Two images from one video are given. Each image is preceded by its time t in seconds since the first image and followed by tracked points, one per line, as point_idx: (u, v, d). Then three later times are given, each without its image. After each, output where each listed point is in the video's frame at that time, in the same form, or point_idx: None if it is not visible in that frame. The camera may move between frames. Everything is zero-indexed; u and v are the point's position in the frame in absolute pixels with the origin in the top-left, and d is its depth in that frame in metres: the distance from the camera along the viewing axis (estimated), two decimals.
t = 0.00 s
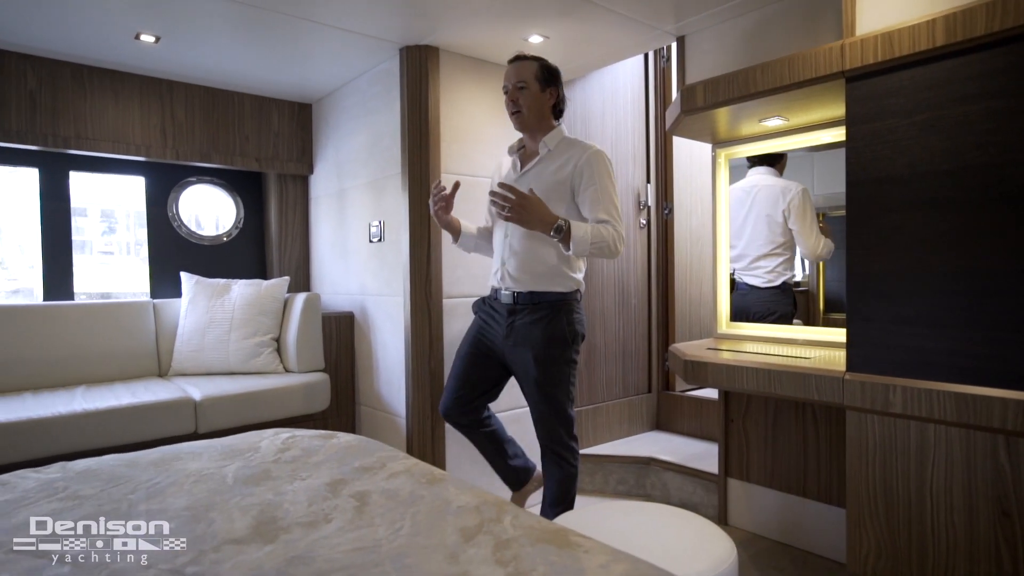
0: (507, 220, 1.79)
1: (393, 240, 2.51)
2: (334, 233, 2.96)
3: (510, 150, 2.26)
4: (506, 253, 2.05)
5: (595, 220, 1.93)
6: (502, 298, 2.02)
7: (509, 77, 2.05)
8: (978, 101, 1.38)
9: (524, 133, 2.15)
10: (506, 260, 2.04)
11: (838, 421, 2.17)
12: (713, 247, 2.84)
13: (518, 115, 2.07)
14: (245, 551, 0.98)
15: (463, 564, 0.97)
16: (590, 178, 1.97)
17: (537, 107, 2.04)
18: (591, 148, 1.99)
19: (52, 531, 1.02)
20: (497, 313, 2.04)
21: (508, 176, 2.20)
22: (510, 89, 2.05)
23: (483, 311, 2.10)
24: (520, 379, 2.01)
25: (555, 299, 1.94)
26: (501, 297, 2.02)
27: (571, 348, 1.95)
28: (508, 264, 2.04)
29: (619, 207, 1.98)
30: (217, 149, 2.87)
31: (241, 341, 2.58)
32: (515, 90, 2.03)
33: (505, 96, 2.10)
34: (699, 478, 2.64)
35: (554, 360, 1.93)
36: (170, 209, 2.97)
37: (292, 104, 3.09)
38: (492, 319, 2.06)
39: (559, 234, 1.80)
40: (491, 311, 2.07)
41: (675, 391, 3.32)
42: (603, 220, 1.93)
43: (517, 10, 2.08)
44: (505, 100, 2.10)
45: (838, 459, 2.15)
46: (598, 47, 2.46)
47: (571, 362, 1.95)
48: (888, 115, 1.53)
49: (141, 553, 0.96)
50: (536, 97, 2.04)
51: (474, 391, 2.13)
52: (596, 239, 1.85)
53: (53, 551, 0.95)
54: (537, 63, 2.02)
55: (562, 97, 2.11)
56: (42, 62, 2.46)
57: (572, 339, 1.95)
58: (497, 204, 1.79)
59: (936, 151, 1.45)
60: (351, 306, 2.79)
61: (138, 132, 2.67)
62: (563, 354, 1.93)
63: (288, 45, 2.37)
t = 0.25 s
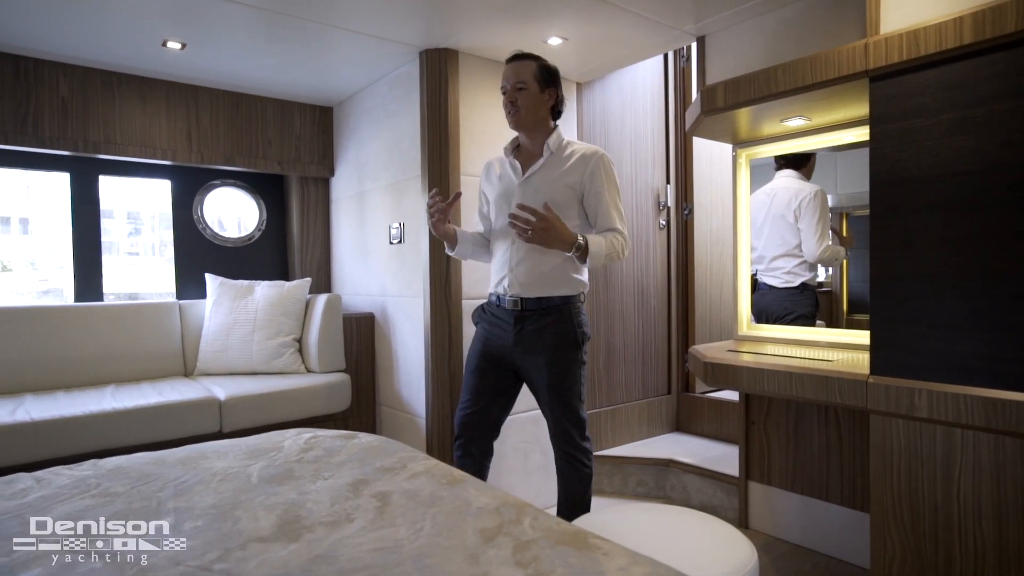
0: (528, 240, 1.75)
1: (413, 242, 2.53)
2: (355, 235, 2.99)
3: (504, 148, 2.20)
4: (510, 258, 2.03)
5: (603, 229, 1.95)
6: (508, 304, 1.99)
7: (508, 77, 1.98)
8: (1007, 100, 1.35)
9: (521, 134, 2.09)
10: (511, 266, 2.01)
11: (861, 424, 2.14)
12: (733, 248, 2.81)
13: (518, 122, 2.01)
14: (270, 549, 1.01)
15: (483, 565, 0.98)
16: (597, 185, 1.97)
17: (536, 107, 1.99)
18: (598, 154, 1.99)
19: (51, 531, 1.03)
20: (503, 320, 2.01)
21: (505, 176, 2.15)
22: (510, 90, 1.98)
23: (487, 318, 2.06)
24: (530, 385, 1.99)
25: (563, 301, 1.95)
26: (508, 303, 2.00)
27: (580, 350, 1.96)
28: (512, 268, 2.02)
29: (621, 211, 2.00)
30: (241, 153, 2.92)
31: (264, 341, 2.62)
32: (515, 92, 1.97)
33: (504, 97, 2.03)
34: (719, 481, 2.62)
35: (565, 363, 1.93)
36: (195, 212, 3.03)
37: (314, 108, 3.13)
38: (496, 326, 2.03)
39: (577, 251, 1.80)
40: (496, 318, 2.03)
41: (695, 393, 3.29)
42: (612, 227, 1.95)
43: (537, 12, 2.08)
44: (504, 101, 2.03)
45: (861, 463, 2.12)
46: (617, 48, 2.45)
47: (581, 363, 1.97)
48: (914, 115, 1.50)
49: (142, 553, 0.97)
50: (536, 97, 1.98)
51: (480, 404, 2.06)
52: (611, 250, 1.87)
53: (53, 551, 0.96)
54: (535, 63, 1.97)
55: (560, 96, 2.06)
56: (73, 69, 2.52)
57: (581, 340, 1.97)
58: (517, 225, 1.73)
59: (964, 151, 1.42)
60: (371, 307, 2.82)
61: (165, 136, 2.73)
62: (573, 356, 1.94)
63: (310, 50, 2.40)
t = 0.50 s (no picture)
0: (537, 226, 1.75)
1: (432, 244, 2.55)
2: (374, 236, 3.02)
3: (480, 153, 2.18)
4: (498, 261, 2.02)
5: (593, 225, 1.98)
6: (497, 308, 1.97)
7: (484, 82, 1.97)
8: None
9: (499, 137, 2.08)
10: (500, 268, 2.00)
11: (885, 427, 2.10)
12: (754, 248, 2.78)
13: (497, 125, 1.99)
14: (294, 547, 1.02)
15: (504, 565, 0.98)
16: (584, 183, 2.01)
17: (513, 110, 1.99)
18: (581, 155, 2.03)
19: (51, 531, 1.03)
20: (493, 326, 1.99)
21: (485, 180, 2.14)
22: (487, 95, 1.97)
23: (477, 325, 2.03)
24: (525, 387, 1.98)
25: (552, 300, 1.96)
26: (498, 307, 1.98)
27: (572, 348, 1.97)
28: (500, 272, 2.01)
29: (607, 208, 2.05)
30: (263, 155, 2.97)
31: (286, 341, 2.66)
32: (494, 96, 1.96)
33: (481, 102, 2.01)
34: (739, 483, 2.60)
35: (559, 362, 1.93)
36: (218, 213, 3.08)
37: (334, 110, 3.16)
38: (486, 332, 2.00)
39: (580, 240, 1.82)
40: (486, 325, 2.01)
41: (715, 394, 3.26)
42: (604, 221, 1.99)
43: (556, 13, 2.08)
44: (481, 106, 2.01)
45: (885, 467, 2.09)
46: (637, 48, 2.44)
47: (575, 362, 1.97)
48: (941, 113, 1.47)
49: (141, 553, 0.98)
50: (513, 100, 1.98)
51: (475, 413, 2.02)
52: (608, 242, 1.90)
53: (53, 551, 0.96)
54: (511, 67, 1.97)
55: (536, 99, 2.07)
56: (101, 74, 2.58)
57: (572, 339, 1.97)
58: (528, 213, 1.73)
59: (992, 150, 1.39)
60: (391, 307, 2.84)
61: (189, 139, 2.78)
62: (566, 355, 1.94)
63: (330, 53, 2.43)
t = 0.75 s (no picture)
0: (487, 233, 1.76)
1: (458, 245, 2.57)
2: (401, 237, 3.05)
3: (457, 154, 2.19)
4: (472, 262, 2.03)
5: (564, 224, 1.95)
6: (476, 307, 1.97)
7: (452, 87, 1.99)
8: None
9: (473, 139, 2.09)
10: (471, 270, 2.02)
11: (921, 431, 2.04)
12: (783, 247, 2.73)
13: (468, 127, 2.01)
14: (325, 544, 1.04)
15: (532, 566, 0.98)
16: (554, 180, 1.97)
17: (483, 112, 1.99)
18: (551, 150, 1.98)
19: (51, 531, 1.03)
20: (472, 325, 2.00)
21: (463, 182, 2.15)
22: (457, 98, 1.98)
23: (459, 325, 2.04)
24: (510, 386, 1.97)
25: (526, 301, 1.93)
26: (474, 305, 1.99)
27: (554, 345, 1.93)
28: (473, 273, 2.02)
29: (578, 203, 1.99)
30: (291, 158, 3.02)
31: (315, 341, 2.69)
32: (463, 100, 1.97)
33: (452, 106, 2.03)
34: (768, 486, 2.55)
35: (542, 360, 1.90)
36: (248, 215, 3.14)
37: (360, 112, 3.20)
38: (466, 331, 2.02)
39: (536, 243, 1.81)
40: (466, 324, 2.02)
41: (744, 396, 3.21)
42: (574, 219, 1.95)
43: (581, 13, 2.07)
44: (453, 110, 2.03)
45: (921, 471, 2.03)
46: (663, 46, 2.42)
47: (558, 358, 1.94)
48: (980, 108, 1.43)
49: (141, 553, 0.97)
50: (483, 101, 1.98)
51: (472, 413, 2.04)
52: (570, 243, 1.88)
53: (54, 552, 0.97)
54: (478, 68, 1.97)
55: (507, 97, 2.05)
56: (137, 81, 2.66)
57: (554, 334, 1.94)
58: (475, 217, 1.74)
59: None
60: (417, 307, 2.87)
61: (220, 143, 2.84)
62: (547, 352, 1.91)
63: (357, 56, 2.46)
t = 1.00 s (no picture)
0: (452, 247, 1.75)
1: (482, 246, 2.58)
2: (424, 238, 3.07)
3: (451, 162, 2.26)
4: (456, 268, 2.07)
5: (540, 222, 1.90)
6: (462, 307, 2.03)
7: (433, 97, 2.06)
8: None
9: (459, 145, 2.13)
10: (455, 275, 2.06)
11: (955, 435, 1.99)
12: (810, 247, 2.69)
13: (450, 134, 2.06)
14: (352, 543, 1.05)
15: (558, 568, 0.98)
16: (526, 179, 1.94)
17: (460, 119, 2.04)
18: (524, 150, 1.95)
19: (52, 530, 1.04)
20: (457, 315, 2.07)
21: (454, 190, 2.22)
22: (436, 108, 2.06)
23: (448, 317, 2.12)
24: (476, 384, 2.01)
25: (506, 303, 1.94)
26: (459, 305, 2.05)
27: (521, 353, 1.93)
28: (459, 279, 2.06)
29: (557, 200, 1.94)
30: (317, 160, 3.06)
31: (340, 341, 2.73)
32: (440, 109, 2.04)
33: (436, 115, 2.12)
34: (795, 489, 2.51)
35: (507, 367, 1.92)
36: (275, 217, 3.19)
37: (384, 115, 3.23)
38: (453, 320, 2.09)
39: (503, 247, 1.79)
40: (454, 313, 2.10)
41: (770, 398, 3.16)
42: (548, 216, 1.89)
43: (605, 13, 2.07)
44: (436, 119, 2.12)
45: (955, 477, 1.98)
46: (688, 45, 2.39)
47: (526, 367, 1.94)
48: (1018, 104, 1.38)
49: (141, 553, 0.98)
50: (460, 109, 2.02)
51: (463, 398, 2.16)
52: (542, 242, 1.82)
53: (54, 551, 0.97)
54: (455, 76, 2.01)
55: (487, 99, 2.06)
56: (167, 86, 2.72)
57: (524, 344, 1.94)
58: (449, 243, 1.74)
59: None
60: (440, 308, 2.89)
61: (247, 147, 2.89)
62: (512, 361, 1.92)
63: (381, 59, 2.48)
